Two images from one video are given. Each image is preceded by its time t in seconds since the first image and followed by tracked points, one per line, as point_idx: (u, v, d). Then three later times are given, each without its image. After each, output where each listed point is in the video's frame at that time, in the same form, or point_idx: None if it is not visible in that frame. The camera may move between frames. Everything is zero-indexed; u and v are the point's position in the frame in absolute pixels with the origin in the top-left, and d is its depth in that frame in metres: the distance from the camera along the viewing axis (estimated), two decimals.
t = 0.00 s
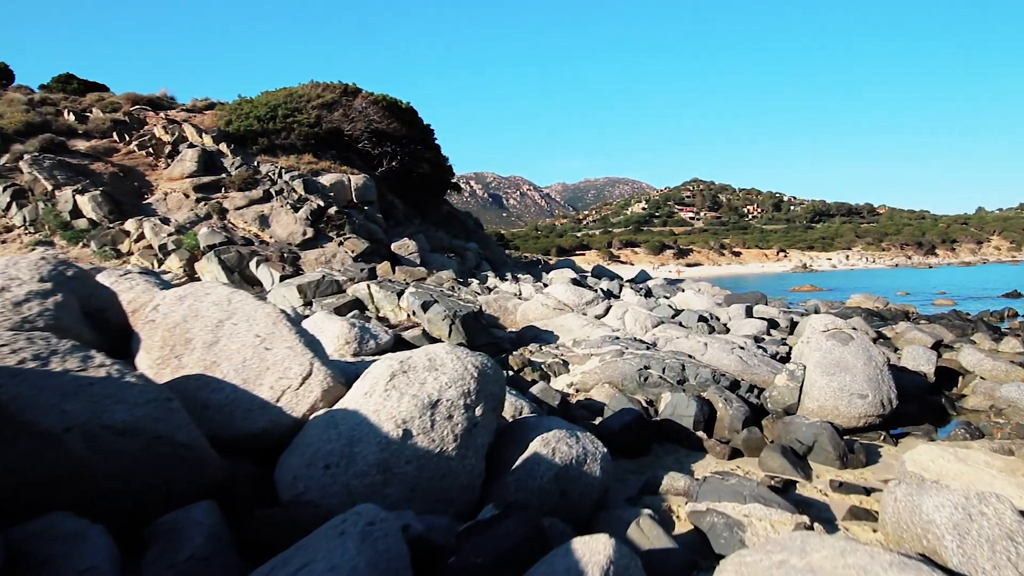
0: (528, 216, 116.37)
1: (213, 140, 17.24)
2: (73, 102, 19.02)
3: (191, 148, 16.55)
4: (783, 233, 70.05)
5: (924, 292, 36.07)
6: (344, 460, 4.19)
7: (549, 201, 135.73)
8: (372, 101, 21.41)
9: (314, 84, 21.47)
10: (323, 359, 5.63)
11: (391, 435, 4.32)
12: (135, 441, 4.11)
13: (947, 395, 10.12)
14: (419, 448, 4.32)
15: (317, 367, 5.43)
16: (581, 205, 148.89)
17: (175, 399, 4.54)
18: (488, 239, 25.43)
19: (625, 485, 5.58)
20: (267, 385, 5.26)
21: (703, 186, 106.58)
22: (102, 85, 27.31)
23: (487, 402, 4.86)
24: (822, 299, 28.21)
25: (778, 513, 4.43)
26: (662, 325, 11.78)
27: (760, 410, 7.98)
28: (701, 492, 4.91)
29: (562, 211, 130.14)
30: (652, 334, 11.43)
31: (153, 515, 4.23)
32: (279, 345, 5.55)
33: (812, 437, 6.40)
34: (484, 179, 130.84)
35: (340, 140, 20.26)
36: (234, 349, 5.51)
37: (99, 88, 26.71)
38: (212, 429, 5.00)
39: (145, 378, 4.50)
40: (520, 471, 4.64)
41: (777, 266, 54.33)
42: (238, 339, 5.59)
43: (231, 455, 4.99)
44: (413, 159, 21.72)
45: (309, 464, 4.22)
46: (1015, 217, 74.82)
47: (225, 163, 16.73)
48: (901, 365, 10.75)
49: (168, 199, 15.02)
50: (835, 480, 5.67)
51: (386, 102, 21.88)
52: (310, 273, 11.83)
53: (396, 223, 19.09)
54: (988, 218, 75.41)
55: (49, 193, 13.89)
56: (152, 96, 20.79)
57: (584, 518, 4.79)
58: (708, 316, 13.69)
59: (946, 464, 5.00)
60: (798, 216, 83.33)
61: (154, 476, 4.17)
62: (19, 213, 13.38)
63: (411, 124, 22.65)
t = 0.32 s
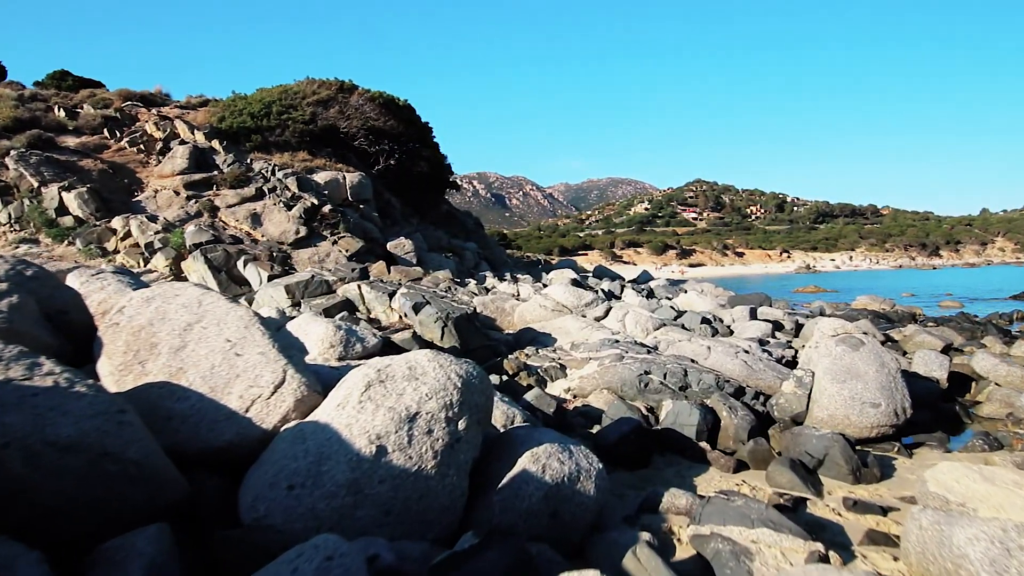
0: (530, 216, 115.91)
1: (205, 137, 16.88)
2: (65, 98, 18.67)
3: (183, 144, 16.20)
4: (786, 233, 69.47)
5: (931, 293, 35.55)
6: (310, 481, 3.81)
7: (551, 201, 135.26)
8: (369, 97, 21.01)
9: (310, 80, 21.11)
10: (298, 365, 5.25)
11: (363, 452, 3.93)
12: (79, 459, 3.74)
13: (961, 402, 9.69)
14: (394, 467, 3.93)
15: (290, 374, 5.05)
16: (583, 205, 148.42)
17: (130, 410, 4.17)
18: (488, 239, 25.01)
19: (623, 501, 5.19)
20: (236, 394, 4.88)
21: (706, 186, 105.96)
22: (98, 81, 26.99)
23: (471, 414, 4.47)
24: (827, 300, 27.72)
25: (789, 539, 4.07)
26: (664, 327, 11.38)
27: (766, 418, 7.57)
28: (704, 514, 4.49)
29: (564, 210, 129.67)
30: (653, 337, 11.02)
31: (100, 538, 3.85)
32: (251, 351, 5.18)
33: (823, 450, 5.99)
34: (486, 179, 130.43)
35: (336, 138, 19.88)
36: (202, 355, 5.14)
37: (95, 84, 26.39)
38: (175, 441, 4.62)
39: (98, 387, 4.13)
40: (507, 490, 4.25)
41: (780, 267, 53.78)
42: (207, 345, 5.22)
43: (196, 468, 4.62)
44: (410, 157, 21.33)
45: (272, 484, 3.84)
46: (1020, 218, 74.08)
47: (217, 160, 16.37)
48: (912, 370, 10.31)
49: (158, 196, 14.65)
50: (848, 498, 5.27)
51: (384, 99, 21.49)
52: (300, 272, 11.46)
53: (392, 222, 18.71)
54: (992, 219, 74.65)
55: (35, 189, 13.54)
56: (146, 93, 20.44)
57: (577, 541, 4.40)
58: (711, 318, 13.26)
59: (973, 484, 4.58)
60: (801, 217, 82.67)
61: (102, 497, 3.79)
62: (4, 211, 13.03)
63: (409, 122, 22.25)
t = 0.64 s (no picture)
0: (534, 215, 115.37)
1: (199, 132, 16.56)
2: (59, 94, 18.37)
3: (176, 140, 15.88)
4: (792, 233, 68.78)
5: (940, 293, 34.94)
6: (272, 502, 3.44)
7: (556, 199, 134.65)
8: (367, 93, 20.64)
9: (308, 76, 20.76)
10: (271, 371, 4.87)
11: (331, 470, 3.56)
12: (17, 476, 3.38)
13: (979, 409, 9.25)
14: (366, 487, 3.55)
15: (261, 381, 4.68)
16: (588, 204, 147.82)
17: (78, 422, 3.82)
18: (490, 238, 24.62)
19: (621, 520, 4.81)
20: (203, 403, 4.52)
21: (711, 186, 105.22)
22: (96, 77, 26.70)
23: (454, 426, 4.10)
24: (836, 300, 27.20)
25: (802, 567, 3.71)
26: (667, 329, 10.98)
27: (775, 426, 7.16)
28: (709, 539, 4.10)
29: (568, 209, 129.10)
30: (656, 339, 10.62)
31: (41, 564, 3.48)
32: (220, 356, 4.82)
33: (839, 464, 5.58)
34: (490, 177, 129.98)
35: (334, 134, 19.54)
36: (168, 360, 4.78)
37: (93, 80, 26.11)
38: (135, 454, 4.29)
39: (46, 396, 3.79)
40: (492, 512, 3.87)
41: (785, 266, 53.19)
42: (174, 349, 4.87)
43: (154, 484, 4.27)
44: (410, 154, 20.97)
45: (231, 505, 3.47)
46: None
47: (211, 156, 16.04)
48: (928, 374, 9.86)
49: (149, 193, 14.33)
50: (865, 517, 4.88)
51: (382, 95, 21.12)
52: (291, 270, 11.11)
53: (391, 220, 18.34)
54: (1001, 219, 73.70)
55: (24, 186, 13.24)
56: (142, 88, 20.14)
57: (570, 567, 4.02)
58: (717, 319, 12.83)
59: (1004, 505, 4.17)
60: (807, 216, 81.89)
61: (42, 518, 3.43)
62: None
63: (408, 118, 21.88)
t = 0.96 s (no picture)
0: (540, 213, 114.83)
1: (195, 127, 16.26)
2: (55, 89, 18.12)
3: (171, 135, 15.59)
4: (801, 231, 67.97)
5: (952, 293, 34.26)
6: (225, 527, 3.07)
7: (562, 197, 134.05)
8: (367, 88, 20.31)
9: (307, 70, 20.45)
10: (240, 376, 4.51)
11: (293, 491, 3.19)
12: None
13: (1001, 415, 8.79)
14: (331, 509, 3.19)
15: (228, 388, 4.32)
16: (594, 202, 147.08)
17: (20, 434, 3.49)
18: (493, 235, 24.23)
19: (619, 541, 4.43)
20: (165, 411, 4.16)
21: (719, 183, 104.32)
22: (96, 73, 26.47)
23: (433, 440, 3.73)
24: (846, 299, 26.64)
25: None
26: (672, 329, 10.56)
27: (786, 435, 6.74)
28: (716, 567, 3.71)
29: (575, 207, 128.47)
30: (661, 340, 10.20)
31: None
32: (186, 360, 4.46)
33: (857, 478, 5.17)
34: (496, 175, 129.50)
35: (333, 129, 19.22)
36: (130, 365, 4.43)
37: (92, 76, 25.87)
38: (88, 468, 3.95)
39: None
40: (474, 536, 3.51)
41: (794, 265, 52.52)
42: (138, 352, 4.52)
43: (107, 501, 3.92)
44: (411, 150, 20.62)
45: (179, 530, 3.10)
46: None
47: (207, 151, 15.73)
48: (946, 378, 9.39)
49: (143, 188, 14.05)
50: (886, 538, 4.49)
51: (382, 89, 20.79)
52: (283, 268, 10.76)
53: (391, 217, 18.00)
54: (1013, 218, 72.58)
55: (15, 181, 12.98)
56: (139, 83, 19.86)
57: None
58: (725, 319, 12.39)
59: None
60: (816, 214, 80.94)
61: None
62: None
63: (409, 113, 21.54)
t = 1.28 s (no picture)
0: (547, 210, 114.23)
1: (192, 122, 15.99)
2: (53, 83, 17.89)
3: (168, 130, 15.31)
4: (811, 228, 67.05)
5: (967, 290, 33.47)
6: (163, 556, 2.70)
7: (569, 194, 133.20)
8: (368, 81, 19.97)
9: (307, 64, 20.14)
10: (204, 381, 4.16)
11: (242, 514, 2.83)
12: None
13: None
14: (286, 535, 2.82)
15: (189, 395, 3.97)
16: (601, 199, 146.23)
17: None
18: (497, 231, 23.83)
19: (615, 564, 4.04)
20: (119, 421, 3.82)
21: (727, 180, 103.29)
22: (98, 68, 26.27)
23: (405, 455, 3.36)
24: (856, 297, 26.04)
25: None
26: (678, 329, 10.14)
27: (798, 443, 6.33)
28: None
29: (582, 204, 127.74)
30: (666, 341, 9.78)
31: None
32: (146, 364, 4.12)
33: (876, 494, 4.77)
34: (503, 172, 128.92)
35: (333, 123, 18.88)
36: (87, 369, 4.09)
37: (93, 71, 25.67)
38: (32, 482, 3.60)
39: None
40: (449, 564, 3.14)
41: (803, 262, 51.76)
42: (95, 355, 4.19)
43: (53, 520, 3.57)
44: (412, 144, 20.27)
45: (111, 559, 2.74)
46: None
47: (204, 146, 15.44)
48: (966, 381, 8.90)
49: (138, 184, 13.79)
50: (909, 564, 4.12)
51: (383, 83, 20.45)
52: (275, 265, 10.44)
53: (391, 213, 17.64)
54: None
55: (7, 176, 12.74)
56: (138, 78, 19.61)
57: None
58: (734, 318, 11.93)
59: None
60: (826, 211, 79.90)
61: None
62: None
63: (410, 107, 21.18)
